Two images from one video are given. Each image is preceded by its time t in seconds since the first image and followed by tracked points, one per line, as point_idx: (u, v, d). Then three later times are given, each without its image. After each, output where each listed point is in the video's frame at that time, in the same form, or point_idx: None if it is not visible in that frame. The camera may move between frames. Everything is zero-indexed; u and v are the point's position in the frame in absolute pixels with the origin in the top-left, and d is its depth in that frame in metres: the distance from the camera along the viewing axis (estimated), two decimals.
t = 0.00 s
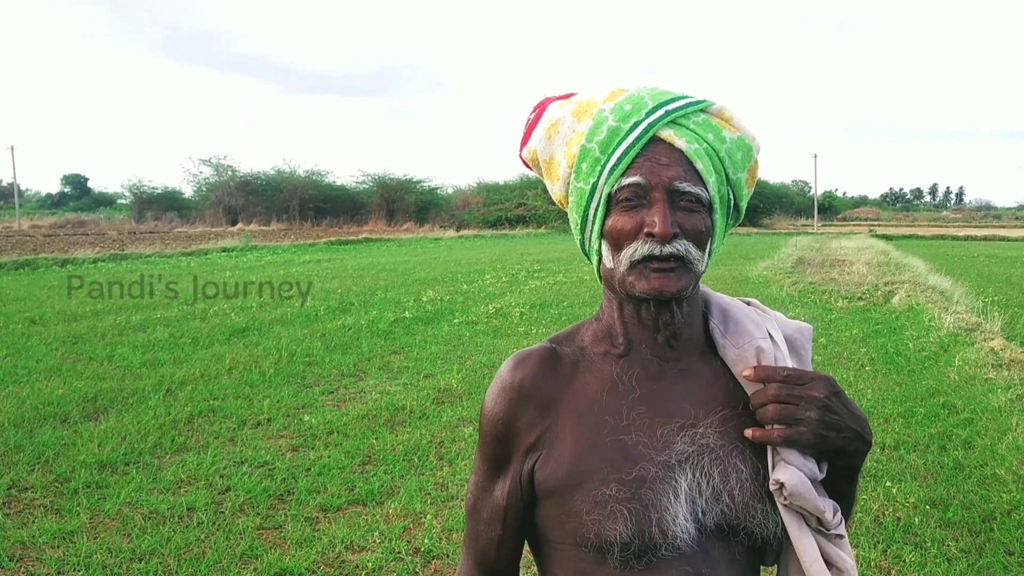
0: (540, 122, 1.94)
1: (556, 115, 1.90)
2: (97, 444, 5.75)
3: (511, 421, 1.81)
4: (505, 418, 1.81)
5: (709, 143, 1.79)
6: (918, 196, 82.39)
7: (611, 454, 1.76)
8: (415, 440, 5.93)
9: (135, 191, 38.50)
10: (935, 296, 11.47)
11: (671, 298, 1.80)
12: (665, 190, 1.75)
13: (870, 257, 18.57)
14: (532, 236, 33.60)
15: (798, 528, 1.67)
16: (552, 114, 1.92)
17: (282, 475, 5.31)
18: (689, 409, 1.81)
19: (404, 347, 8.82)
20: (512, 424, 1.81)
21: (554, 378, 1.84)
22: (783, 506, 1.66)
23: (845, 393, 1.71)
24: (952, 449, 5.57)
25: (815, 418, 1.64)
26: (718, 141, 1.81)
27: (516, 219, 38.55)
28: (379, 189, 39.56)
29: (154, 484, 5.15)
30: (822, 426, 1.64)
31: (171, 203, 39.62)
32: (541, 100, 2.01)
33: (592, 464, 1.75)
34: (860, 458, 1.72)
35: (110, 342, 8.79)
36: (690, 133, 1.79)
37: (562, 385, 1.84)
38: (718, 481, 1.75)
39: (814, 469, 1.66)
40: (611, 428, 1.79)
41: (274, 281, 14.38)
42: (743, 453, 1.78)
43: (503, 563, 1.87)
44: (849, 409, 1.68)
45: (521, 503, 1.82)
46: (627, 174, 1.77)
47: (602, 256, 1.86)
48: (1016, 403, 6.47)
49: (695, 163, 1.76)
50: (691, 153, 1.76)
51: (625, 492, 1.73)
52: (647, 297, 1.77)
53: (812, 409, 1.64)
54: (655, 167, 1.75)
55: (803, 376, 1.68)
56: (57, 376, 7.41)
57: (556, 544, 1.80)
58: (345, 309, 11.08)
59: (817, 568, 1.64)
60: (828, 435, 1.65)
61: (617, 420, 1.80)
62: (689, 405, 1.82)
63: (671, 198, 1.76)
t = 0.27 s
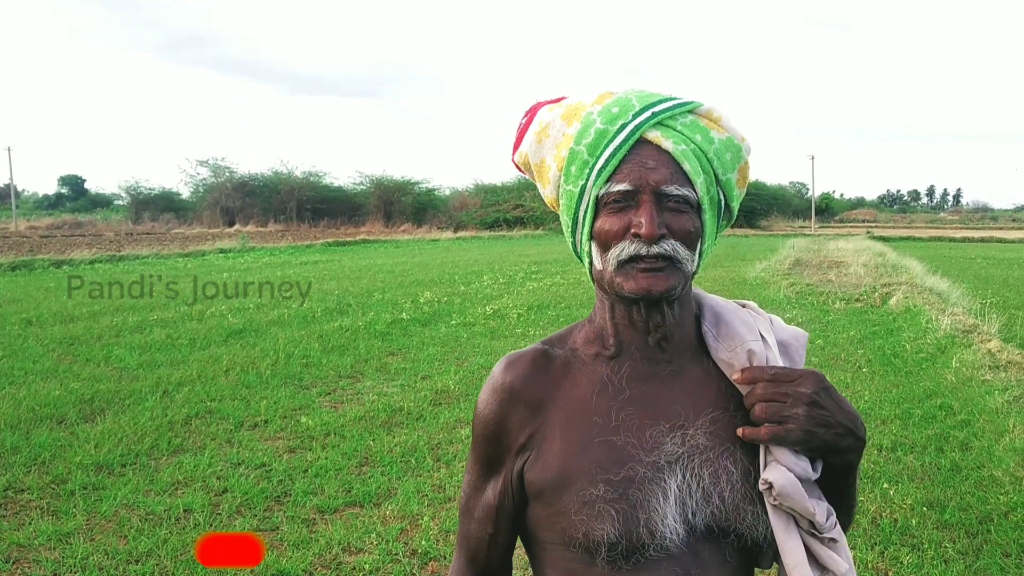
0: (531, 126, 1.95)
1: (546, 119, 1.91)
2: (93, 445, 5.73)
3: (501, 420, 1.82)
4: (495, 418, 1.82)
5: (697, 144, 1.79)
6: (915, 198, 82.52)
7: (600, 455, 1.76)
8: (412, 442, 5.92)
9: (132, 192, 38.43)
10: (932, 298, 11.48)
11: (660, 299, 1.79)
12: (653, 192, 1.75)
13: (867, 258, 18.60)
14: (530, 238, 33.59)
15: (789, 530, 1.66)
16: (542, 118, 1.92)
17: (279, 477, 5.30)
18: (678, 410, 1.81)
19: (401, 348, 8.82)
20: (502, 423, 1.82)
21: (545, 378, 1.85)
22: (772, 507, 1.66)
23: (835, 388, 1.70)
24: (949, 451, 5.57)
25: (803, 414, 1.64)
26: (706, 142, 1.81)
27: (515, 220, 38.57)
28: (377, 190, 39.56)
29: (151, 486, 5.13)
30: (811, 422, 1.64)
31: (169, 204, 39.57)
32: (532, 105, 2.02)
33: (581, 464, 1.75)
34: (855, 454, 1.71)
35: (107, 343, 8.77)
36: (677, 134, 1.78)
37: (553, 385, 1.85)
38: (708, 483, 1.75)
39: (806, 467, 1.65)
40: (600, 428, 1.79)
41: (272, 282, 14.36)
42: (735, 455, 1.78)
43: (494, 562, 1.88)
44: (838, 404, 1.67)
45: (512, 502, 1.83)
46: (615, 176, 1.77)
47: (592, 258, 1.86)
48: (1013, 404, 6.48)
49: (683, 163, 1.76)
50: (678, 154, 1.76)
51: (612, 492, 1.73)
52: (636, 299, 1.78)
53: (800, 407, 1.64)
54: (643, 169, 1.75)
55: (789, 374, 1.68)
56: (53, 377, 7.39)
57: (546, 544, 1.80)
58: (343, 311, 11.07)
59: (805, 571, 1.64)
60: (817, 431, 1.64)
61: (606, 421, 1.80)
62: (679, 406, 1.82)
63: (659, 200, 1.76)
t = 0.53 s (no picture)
0: (526, 129, 1.96)
1: (540, 123, 1.92)
2: (90, 447, 5.73)
3: (492, 416, 1.87)
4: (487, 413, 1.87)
5: (691, 147, 1.80)
6: (913, 199, 82.59)
7: (587, 454, 1.79)
8: (410, 443, 5.92)
9: (130, 194, 38.37)
10: (930, 299, 11.49)
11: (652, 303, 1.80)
12: (647, 196, 1.75)
13: (865, 259, 18.62)
14: (528, 239, 33.59)
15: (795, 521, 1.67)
16: (537, 122, 1.94)
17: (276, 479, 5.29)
18: (668, 413, 1.84)
19: (399, 350, 8.81)
20: (493, 419, 1.87)
21: (537, 378, 1.89)
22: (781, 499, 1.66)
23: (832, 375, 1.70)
24: (946, 452, 5.57)
25: (805, 401, 1.63)
26: (700, 145, 1.81)
27: (513, 222, 38.56)
28: (375, 192, 39.58)
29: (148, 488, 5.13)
30: (814, 408, 1.63)
31: (167, 206, 39.52)
32: (527, 108, 2.02)
33: (569, 462, 1.78)
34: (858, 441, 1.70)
35: (104, 345, 8.76)
36: (671, 139, 1.79)
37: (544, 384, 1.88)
38: (697, 484, 1.77)
39: (811, 452, 1.64)
40: (588, 429, 1.82)
41: (269, 283, 14.35)
42: (724, 457, 1.80)
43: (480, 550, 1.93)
44: (838, 392, 1.67)
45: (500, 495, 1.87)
46: (609, 180, 1.77)
47: (586, 261, 1.87)
48: (1010, 405, 6.49)
49: (676, 167, 1.76)
50: (672, 158, 1.76)
51: (598, 491, 1.75)
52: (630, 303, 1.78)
53: (802, 394, 1.64)
54: (636, 172, 1.76)
55: (790, 362, 1.69)
56: (50, 379, 7.38)
57: (532, 539, 1.83)
58: (340, 312, 11.07)
59: (812, 564, 1.64)
60: (822, 416, 1.64)
61: (595, 422, 1.83)
62: (668, 409, 1.84)
63: (653, 204, 1.76)
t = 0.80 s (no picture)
0: (522, 134, 1.95)
1: (538, 127, 1.92)
2: (91, 448, 5.73)
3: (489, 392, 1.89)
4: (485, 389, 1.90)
5: (689, 149, 1.81)
6: (913, 199, 82.66)
7: (582, 445, 1.82)
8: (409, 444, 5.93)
9: (129, 194, 38.35)
10: (929, 299, 11.50)
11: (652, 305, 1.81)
12: (648, 198, 1.76)
13: (865, 260, 18.64)
14: (527, 240, 33.61)
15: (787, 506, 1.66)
16: (534, 126, 1.93)
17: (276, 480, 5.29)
18: (664, 411, 1.85)
19: (399, 350, 8.82)
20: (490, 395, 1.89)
21: (537, 366, 1.92)
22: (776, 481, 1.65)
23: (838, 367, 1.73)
24: (946, 452, 5.58)
25: (814, 386, 1.65)
26: (697, 147, 1.82)
27: (512, 223, 38.58)
28: (375, 193, 39.64)
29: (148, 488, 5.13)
30: (822, 394, 1.65)
31: (167, 207, 39.51)
32: (524, 112, 2.03)
33: (563, 453, 1.82)
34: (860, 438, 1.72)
35: (104, 345, 8.76)
36: (669, 141, 1.79)
37: (543, 372, 1.92)
38: (691, 483, 1.78)
39: (814, 439, 1.65)
40: (583, 421, 1.85)
41: (269, 284, 14.35)
42: (720, 457, 1.81)
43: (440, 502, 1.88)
44: (843, 383, 1.70)
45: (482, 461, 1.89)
46: (610, 183, 1.77)
47: (587, 264, 1.87)
48: (1009, 406, 6.49)
49: (675, 169, 1.77)
50: (671, 159, 1.77)
51: (591, 482, 1.78)
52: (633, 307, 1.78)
53: (811, 379, 1.66)
54: (635, 175, 1.76)
55: (799, 347, 1.70)
56: (51, 380, 7.38)
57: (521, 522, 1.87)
58: (340, 313, 11.07)
59: (799, 552, 1.64)
60: (828, 403, 1.65)
61: (591, 415, 1.86)
62: (664, 408, 1.86)
63: (653, 205, 1.76)
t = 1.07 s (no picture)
0: (518, 134, 1.96)
1: (532, 128, 1.92)
2: (92, 448, 5.74)
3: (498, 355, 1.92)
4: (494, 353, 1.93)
5: (683, 147, 1.82)
6: (913, 199, 82.66)
7: (581, 427, 1.84)
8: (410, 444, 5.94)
9: (130, 195, 38.39)
10: (929, 300, 11.52)
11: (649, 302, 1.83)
12: (642, 197, 1.77)
13: (865, 260, 18.65)
14: (528, 241, 33.66)
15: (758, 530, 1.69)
16: (529, 127, 1.94)
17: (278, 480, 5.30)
18: (662, 404, 1.87)
19: (399, 351, 8.83)
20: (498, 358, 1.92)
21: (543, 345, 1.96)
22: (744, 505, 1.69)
23: (822, 386, 1.73)
24: (945, 452, 5.59)
25: (789, 411, 1.66)
26: (692, 144, 1.84)
27: (513, 223, 38.80)
28: (375, 194, 39.83)
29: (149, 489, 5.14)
30: (796, 420, 1.66)
31: (167, 207, 39.54)
32: (518, 114, 2.04)
33: (562, 434, 1.84)
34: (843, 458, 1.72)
35: (105, 346, 8.78)
36: (664, 139, 1.81)
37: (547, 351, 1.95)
38: (689, 478, 1.79)
39: (789, 464, 1.66)
40: (582, 403, 1.88)
41: (269, 284, 14.38)
42: (717, 454, 1.82)
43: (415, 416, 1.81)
44: (825, 404, 1.70)
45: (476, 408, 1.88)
46: (605, 182, 1.79)
47: (584, 262, 1.89)
48: (1008, 406, 6.50)
49: (670, 166, 1.79)
50: (665, 158, 1.79)
51: (589, 466, 1.80)
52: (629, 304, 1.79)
53: (785, 405, 1.67)
54: (631, 172, 1.78)
55: (779, 369, 1.71)
56: (52, 380, 7.39)
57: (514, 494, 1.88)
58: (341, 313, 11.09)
59: (772, 572, 1.65)
60: (804, 427, 1.66)
61: (590, 400, 1.88)
62: (663, 401, 1.87)
63: (648, 203, 1.78)
